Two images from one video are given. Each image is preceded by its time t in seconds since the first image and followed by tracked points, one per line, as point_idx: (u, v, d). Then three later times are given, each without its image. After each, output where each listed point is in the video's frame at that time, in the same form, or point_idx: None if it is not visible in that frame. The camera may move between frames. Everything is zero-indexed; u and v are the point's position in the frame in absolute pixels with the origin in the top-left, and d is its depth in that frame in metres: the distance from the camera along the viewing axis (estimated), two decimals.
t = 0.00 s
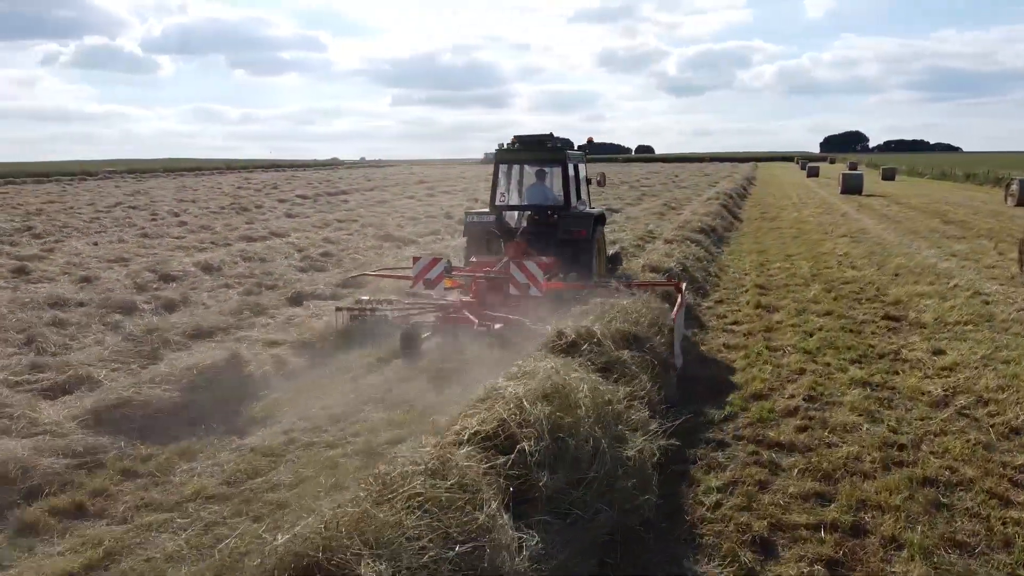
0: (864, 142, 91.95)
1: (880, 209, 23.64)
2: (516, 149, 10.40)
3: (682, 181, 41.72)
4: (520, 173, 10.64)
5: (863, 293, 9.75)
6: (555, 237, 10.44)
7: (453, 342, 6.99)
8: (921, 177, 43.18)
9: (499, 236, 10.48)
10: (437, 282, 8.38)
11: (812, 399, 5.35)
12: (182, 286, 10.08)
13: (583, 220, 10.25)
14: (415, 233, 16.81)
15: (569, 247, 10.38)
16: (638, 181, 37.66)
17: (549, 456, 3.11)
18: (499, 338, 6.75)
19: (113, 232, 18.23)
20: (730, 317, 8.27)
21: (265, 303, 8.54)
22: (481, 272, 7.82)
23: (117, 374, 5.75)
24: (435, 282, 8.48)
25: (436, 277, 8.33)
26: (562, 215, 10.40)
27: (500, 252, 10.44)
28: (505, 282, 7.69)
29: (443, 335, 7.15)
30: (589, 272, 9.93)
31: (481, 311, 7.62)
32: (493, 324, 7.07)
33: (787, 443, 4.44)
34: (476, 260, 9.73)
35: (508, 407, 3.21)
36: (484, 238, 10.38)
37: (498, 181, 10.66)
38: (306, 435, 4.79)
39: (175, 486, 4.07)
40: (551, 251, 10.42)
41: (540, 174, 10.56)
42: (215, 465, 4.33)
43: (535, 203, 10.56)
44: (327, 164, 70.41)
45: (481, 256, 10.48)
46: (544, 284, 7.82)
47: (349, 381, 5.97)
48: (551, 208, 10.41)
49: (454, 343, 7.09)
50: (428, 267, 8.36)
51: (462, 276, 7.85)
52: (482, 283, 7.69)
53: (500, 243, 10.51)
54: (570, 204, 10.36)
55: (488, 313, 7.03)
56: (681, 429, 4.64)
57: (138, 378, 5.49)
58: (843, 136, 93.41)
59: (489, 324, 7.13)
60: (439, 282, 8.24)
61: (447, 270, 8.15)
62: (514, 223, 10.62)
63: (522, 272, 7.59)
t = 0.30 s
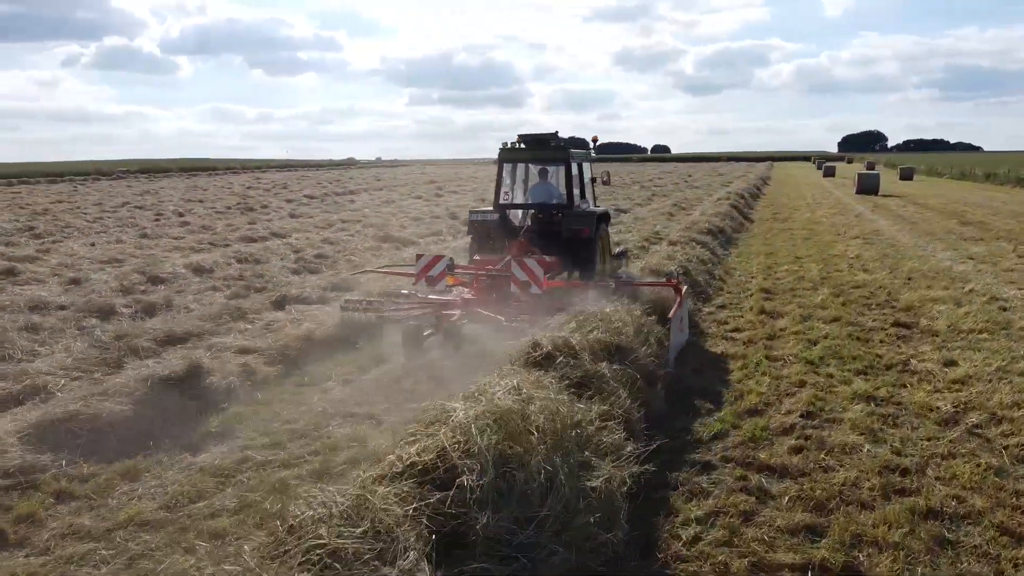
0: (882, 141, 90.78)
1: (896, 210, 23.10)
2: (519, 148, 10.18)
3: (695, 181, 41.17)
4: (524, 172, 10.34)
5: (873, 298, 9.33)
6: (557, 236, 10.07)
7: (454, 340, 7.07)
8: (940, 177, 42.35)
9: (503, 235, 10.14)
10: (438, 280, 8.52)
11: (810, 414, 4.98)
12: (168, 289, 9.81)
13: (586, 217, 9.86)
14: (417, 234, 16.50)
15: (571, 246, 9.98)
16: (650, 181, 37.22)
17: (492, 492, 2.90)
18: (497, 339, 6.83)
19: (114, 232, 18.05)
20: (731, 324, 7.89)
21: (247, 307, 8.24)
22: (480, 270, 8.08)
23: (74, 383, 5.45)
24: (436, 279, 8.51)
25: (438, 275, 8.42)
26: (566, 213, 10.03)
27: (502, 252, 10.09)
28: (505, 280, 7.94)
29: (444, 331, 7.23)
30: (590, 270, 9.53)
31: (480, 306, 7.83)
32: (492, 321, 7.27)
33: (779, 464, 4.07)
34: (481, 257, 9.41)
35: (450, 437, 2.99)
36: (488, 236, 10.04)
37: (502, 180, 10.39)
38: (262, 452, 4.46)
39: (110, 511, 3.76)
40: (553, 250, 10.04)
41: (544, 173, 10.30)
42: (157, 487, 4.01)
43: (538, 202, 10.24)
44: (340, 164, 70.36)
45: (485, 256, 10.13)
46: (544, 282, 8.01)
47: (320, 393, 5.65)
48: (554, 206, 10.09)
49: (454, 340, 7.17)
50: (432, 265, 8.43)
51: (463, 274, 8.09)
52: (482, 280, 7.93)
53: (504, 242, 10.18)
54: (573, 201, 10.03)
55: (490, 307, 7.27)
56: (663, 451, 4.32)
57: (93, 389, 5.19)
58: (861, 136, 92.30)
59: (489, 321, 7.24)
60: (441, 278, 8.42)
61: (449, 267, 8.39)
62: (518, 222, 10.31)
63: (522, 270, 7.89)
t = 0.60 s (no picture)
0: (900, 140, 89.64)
1: (911, 210, 22.54)
2: (522, 147, 9.90)
3: (708, 181, 40.64)
4: (528, 172, 10.05)
5: (883, 304, 8.90)
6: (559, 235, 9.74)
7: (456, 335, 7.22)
8: (958, 177, 41.63)
9: (508, 235, 9.82)
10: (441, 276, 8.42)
11: (806, 434, 4.60)
12: (151, 292, 9.53)
13: (588, 214, 9.53)
14: (417, 235, 16.17)
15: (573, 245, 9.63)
16: (661, 181, 36.73)
17: (412, 541, 2.68)
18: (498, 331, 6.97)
19: (111, 232, 17.82)
20: (730, 331, 7.50)
21: (227, 311, 7.94)
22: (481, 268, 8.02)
23: (23, 393, 5.15)
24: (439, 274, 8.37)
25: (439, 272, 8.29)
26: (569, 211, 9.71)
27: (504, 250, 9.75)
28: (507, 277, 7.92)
29: (446, 328, 7.40)
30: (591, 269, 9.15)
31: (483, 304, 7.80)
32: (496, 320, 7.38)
33: (766, 493, 3.70)
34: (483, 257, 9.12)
35: (369, 478, 2.76)
36: (492, 236, 9.71)
37: (506, 181, 10.13)
38: (208, 473, 4.13)
39: (29, 541, 3.45)
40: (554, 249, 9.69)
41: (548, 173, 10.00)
42: (87, 514, 3.69)
43: (542, 201, 9.91)
44: (351, 164, 70.23)
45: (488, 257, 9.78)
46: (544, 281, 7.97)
47: (286, 406, 5.33)
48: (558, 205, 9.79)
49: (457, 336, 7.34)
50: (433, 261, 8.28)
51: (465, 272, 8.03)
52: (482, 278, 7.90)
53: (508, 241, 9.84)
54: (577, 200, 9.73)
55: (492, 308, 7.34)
56: (640, 475, 3.97)
57: (40, 401, 4.88)
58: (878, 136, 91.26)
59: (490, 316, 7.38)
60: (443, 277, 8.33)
61: (450, 265, 8.29)
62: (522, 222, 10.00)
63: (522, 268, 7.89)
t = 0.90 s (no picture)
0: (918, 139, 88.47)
1: (927, 211, 22.00)
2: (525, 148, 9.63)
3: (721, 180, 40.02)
4: (532, 172, 9.77)
5: (890, 309, 8.49)
6: (561, 235, 9.41)
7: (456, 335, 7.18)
8: (976, 176, 40.86)
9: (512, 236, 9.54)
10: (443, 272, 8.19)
11: (795, 454, 4.23)
12: (132, 294, 9.26)
13: (591, 214, 9.19)
14: (416, 235, 15.86)
15: (575, 245, 9.29)
16: (672, 180, 36.23)
17: None
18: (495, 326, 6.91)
19: (109, 232, 17.62)
20: (726, 339, 7.13)
21: (203, 315, 7.66)
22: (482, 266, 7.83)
23: None
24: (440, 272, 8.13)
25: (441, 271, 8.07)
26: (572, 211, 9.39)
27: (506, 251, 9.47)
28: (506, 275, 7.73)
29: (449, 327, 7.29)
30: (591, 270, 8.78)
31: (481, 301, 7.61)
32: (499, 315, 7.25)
33: (743, 525, 3.35)
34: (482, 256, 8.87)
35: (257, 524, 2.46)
36: (495, 236, 9.43)
37: (511, 180, 9.86)
38: (141, 495, 3.83)
39: None
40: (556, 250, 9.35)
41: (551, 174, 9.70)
42: None
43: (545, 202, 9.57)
44: (363, 163, 70.09)
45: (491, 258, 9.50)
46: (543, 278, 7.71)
47: (245, 418, 5.02)
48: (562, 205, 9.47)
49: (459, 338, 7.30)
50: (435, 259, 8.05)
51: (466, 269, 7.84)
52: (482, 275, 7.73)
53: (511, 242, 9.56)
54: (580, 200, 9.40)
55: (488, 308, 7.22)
56: (606, 502, 3.63)
57: None
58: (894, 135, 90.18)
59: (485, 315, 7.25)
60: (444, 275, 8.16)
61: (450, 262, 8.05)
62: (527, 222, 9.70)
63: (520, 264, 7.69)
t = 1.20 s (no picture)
0: (933, 138, 87.48)
1: (938, 211, 21.51)
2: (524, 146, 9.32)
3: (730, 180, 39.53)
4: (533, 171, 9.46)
5: (891, 316, 8.09)
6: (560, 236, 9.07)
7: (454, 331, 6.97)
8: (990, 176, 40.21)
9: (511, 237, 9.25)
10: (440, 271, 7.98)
11: (774, 480, 3.88)
12: (107, 298, 9.00)
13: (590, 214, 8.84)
14: (412, 236, 15.56)
15: (574, 245, 8.94)
16: (680, 180, 35.73)
17: None
18: (491, 320, 6.69)
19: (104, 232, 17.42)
20: (715, 347, 6.78)
21: (172, 320, 7.37)
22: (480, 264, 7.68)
23: None
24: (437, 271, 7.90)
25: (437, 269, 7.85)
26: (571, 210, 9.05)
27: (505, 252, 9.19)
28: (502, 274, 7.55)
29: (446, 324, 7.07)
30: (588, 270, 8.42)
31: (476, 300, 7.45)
32: (494, 314, 7.07)
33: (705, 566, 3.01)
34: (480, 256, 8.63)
35: None
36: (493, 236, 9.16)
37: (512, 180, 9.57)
38: (56, 524, 3.52)
39: None
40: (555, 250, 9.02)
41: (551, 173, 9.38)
42: None
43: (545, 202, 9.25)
44: (371, 163, 69.93)
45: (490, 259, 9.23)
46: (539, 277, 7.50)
47: (190, 434, 4.71)
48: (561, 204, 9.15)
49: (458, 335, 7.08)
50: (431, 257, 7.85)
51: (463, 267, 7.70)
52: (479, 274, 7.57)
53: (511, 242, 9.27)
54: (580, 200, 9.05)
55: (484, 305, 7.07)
56: (558, 535, 3.30)
57: None
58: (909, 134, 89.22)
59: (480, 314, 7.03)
60: (440, 273, 7.92)
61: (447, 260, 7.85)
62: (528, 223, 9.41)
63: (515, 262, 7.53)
